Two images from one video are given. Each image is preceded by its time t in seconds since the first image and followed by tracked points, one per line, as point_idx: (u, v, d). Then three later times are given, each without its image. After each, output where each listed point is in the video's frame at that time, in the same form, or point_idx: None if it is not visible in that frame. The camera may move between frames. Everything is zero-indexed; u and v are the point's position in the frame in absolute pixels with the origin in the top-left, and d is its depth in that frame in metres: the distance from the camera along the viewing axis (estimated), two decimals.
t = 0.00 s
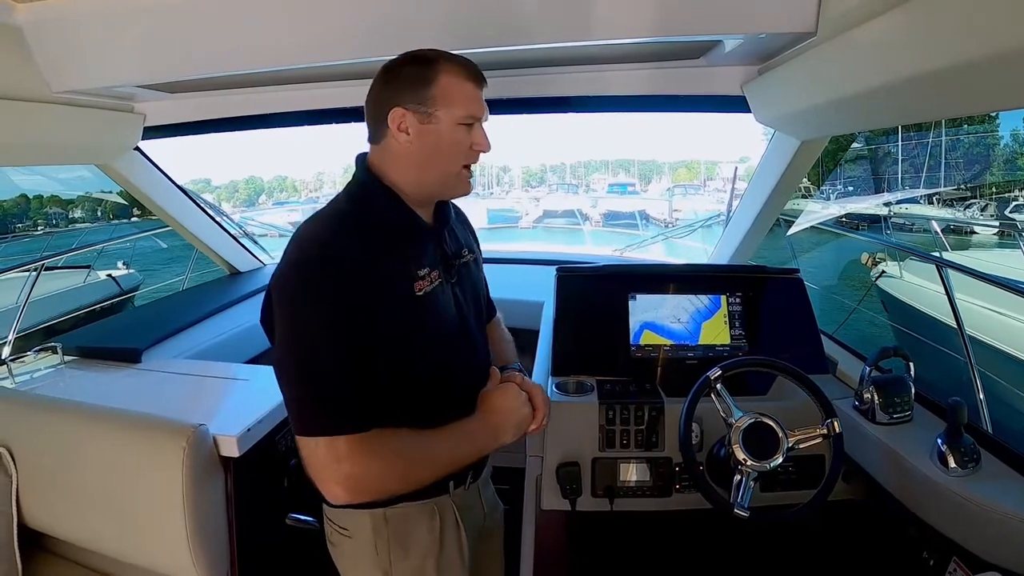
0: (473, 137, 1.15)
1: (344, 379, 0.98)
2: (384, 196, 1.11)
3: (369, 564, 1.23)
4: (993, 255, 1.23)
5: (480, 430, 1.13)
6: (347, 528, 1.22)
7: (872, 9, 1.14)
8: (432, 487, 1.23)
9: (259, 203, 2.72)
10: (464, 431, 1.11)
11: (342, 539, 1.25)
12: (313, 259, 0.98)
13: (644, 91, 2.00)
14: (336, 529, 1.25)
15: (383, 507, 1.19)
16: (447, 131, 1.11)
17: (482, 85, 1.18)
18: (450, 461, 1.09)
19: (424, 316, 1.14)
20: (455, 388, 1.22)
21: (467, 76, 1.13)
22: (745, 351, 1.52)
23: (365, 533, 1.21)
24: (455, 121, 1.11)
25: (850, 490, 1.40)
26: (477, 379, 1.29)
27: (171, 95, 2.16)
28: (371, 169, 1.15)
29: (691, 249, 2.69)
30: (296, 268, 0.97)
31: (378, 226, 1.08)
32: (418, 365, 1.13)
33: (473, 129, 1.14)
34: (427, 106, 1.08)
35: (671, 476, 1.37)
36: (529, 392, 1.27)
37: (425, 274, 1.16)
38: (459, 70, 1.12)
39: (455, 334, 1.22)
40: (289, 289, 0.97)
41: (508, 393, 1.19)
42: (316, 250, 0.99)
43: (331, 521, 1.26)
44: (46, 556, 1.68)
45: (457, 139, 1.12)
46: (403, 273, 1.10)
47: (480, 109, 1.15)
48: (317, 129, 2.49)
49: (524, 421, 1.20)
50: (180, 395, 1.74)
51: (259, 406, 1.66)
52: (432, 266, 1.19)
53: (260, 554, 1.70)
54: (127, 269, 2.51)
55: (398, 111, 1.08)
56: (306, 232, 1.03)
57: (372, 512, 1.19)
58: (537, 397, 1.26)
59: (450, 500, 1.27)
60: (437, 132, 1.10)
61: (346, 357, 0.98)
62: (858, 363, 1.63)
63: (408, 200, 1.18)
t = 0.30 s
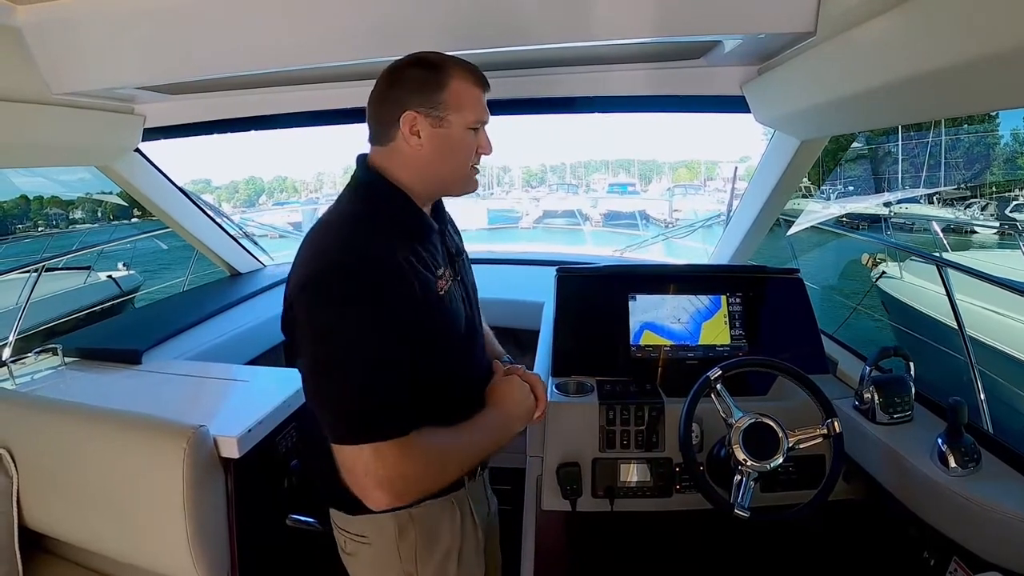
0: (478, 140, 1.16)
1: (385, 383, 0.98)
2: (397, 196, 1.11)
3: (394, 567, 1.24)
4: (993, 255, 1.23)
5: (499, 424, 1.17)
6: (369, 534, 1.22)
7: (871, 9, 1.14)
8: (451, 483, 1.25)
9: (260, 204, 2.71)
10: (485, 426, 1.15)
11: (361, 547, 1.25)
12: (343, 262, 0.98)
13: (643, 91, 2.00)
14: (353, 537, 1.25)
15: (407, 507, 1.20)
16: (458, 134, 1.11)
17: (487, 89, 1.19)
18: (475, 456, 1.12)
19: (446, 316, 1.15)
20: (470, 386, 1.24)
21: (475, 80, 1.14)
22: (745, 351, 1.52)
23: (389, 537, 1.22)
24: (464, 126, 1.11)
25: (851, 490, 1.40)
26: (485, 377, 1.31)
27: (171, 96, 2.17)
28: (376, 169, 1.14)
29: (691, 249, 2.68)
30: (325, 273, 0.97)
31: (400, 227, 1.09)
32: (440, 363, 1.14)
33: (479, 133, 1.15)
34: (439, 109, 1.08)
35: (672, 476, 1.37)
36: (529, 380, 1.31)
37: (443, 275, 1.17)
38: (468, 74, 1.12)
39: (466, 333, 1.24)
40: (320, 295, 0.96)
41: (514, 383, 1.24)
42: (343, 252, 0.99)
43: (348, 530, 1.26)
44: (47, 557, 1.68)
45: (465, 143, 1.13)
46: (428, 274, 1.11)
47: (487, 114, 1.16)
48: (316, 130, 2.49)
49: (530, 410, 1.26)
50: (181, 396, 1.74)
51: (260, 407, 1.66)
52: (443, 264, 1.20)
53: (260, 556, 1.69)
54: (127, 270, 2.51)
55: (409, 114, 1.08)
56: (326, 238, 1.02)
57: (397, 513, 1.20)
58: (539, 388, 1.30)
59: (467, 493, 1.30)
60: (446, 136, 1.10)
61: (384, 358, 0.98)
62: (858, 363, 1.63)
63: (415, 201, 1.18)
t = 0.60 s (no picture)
0: (491, 140, 1.16)
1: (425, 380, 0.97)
2: (414, 193, 1.09)
3: (408, 565, 1.25)
4: (993, 255, 1.23)
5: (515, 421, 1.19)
6: (384, 533, 1.22)
7: (871, 7, 1.14)
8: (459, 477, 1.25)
9: (259, 204, 2.73)
10: (504, 423, 1.16)
11: (373, 548, 1.25)
12: (369, 258, 0.96)
13: (641, 90, 2.00)
14: (365, 538, 1.24)
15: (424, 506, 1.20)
16: (473, 134, 1.11)
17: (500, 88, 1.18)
18: (497, 451, 1.13)
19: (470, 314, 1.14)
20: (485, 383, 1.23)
21: (490, 81, 1.13)
22: (745, 350, 1.51)
23: (404, 535, 1.22)
24: (479, 126, 1.11)
25: (851, 489, 1.39)
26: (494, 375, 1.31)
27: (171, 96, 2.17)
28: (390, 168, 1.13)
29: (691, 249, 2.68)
30: (361, 269, 0.95)
31: (418, 221, 1.07)
32: (465, 362, 1.12)
33: (492, 132, 1.15)
34: (455, 109, 1.08)
35: (671, 476, 1.37)
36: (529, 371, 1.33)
37: (462, 273, 1.17)
38: (483, 74, 1.11)
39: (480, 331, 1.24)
40: (349, 293, 0.95)
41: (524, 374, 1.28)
42: (371, 249, 0.97)
43: (358, 531, 1.25)
44: (46, 558, 1.67)
45: (479, 143, 1.13)
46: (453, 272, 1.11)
47: (500, 114, 1.15)
48: (315, 130, 2.49)
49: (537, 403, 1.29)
50: (180, 396, 1.74)
51: (259, 407, 1.66)
52: (459, 263, 1.19)
53: (259, 556, 1.69)
54: (126, 270, 2.51)
55: (425, 114, 1.07)
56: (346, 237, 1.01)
57: (414, 512, 1.21)
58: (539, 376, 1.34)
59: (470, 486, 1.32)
60: (461, 136, 1.10)
61: (423, 355, 0.97)
62: (857, 362, 1.63)
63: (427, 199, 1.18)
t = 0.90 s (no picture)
0: (507, 139, 1.16)
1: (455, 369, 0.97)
2: (437, 186, 1.08)
3: (413, 550, 1.24)
4: (991, 255, 1.23)
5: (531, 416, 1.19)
6: (392, 516, 1.21)
7: (871, 6, 1.13)
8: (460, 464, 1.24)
9: (257, 203, 2.70)
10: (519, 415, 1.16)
11: (380, 530, 1.23)
12: (397, 249, 0.95)
13: (638, 88, 1.99)
14: (371, 520, 1.23)
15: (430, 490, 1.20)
16: (492, 134, 1.11)
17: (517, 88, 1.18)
18: (513, 441, 1.13)
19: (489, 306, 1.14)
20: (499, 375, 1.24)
21: (510, 81, 1.13)
22: (745, 349, 1.51)
23: (410, 520, 1.21)
24: (498, 126, 1.11)
25: (851, 489, 1.39)
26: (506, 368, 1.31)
27: (169, 95, 2.16)
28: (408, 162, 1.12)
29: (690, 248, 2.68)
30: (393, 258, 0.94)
31: (443, 213, 1.06)
32: (483, 351, 1.12)
33: (509, 132, 1.15)
34: (476, 109, 1.07)
35: (671, 475, 1.36)
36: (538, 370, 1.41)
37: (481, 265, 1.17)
38: (504, 74, 1.11)
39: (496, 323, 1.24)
40: (377, 283, 0.95)
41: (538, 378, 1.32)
42: (402, 239, 0.96)
43: (365, 513, 1.24)
44: (44, 557, 1.67)
45: (496, 143, 1.13)
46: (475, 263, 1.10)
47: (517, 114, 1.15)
48: (313, 129, 2.48)
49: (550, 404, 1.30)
50: (179, 395, 1.73)
51: (257, 406, 1.65)
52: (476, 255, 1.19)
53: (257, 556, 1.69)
54: (124, 268, 2.50)
55: (448, 111, 1.07)
56: (372, 227, 1.00)
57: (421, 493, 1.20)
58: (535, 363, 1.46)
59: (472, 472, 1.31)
60: (480, 135, 1.10)
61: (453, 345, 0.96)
62: (857, 361, 1.62)
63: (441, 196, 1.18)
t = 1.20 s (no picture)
0: (512, 143, 1.16)
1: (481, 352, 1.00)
2: (448, 184, 1.08)
3: (415, 530, 1.23)
4: (988, 252, 1.23)
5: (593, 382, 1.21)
6: (395, 496, 1.20)
7: (867, 4, 1.13)
8: (465, 445, 1.22)
9: (255, 204, 2.72)
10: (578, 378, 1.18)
11: (382, 510, 1.23)
12: (414, 248, 0.99)
13: (634, 88, 1.99)
14: (374, 500, 1.22)
15: (432, 467, 1.19)
16: (497, 139, 1.11)
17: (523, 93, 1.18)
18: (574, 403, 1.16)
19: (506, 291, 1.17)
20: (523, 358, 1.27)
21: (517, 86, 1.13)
22: (743, 347, 1.50)
23: (411, 500, 1.20)
24: (504, 131, 1.11)
25: (849, 487, 1.38)
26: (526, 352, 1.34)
27: (166, 96, 2.16)
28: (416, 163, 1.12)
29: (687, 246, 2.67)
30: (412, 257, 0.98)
31: (455, 205, 1.08)
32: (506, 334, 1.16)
33: (514, 136, 1.15)
34: (484, 114, 1.07)
35: (669, 475, 1.36)
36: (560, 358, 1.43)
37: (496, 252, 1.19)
38: (512, 79, 1.11)
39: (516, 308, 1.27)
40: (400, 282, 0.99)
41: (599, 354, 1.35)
42: (417, 238, 1.00)
43: (368, 493, 1.23)
44: (42, 559, 1.67)
45: (502, 147, 1.13)
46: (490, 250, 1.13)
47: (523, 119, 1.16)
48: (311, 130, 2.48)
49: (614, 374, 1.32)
50: (177, 396, 1.73)
51: (255, 407, 1.65)
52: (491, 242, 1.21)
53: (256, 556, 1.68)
54: (121, 270, 2.50)
55: (456, 115, 1.07)
56: (390, 226, 1.03)
57: (423, 473, 1.18)
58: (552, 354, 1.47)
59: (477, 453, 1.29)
60: (486, 139, 1.10)
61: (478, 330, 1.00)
62: (855, 359, 1.62)
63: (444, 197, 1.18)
